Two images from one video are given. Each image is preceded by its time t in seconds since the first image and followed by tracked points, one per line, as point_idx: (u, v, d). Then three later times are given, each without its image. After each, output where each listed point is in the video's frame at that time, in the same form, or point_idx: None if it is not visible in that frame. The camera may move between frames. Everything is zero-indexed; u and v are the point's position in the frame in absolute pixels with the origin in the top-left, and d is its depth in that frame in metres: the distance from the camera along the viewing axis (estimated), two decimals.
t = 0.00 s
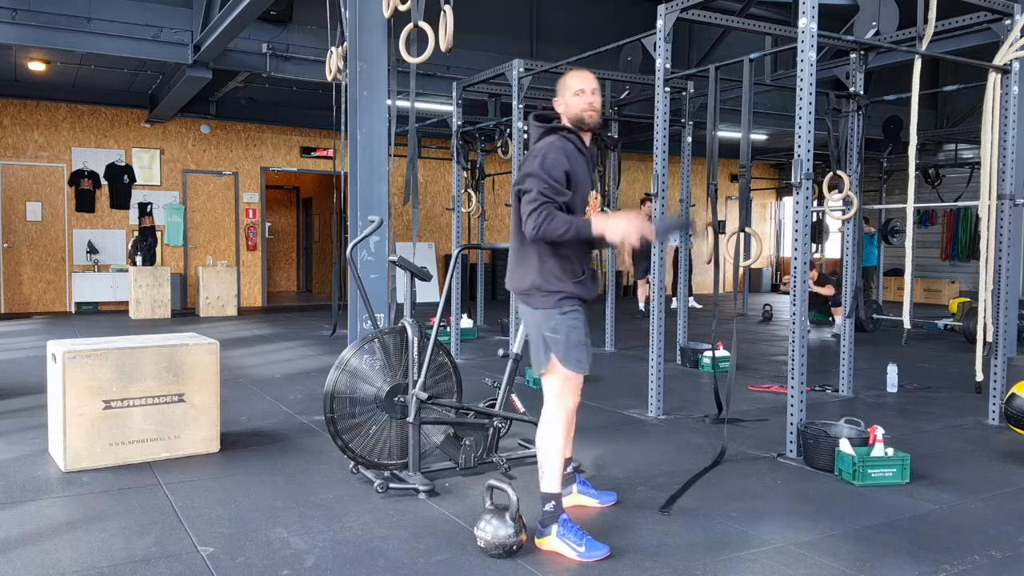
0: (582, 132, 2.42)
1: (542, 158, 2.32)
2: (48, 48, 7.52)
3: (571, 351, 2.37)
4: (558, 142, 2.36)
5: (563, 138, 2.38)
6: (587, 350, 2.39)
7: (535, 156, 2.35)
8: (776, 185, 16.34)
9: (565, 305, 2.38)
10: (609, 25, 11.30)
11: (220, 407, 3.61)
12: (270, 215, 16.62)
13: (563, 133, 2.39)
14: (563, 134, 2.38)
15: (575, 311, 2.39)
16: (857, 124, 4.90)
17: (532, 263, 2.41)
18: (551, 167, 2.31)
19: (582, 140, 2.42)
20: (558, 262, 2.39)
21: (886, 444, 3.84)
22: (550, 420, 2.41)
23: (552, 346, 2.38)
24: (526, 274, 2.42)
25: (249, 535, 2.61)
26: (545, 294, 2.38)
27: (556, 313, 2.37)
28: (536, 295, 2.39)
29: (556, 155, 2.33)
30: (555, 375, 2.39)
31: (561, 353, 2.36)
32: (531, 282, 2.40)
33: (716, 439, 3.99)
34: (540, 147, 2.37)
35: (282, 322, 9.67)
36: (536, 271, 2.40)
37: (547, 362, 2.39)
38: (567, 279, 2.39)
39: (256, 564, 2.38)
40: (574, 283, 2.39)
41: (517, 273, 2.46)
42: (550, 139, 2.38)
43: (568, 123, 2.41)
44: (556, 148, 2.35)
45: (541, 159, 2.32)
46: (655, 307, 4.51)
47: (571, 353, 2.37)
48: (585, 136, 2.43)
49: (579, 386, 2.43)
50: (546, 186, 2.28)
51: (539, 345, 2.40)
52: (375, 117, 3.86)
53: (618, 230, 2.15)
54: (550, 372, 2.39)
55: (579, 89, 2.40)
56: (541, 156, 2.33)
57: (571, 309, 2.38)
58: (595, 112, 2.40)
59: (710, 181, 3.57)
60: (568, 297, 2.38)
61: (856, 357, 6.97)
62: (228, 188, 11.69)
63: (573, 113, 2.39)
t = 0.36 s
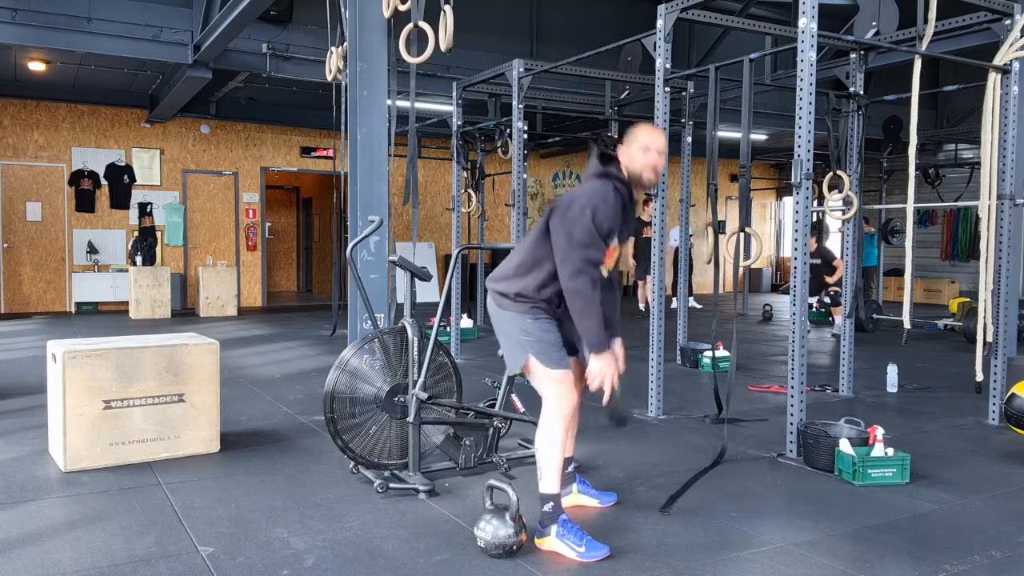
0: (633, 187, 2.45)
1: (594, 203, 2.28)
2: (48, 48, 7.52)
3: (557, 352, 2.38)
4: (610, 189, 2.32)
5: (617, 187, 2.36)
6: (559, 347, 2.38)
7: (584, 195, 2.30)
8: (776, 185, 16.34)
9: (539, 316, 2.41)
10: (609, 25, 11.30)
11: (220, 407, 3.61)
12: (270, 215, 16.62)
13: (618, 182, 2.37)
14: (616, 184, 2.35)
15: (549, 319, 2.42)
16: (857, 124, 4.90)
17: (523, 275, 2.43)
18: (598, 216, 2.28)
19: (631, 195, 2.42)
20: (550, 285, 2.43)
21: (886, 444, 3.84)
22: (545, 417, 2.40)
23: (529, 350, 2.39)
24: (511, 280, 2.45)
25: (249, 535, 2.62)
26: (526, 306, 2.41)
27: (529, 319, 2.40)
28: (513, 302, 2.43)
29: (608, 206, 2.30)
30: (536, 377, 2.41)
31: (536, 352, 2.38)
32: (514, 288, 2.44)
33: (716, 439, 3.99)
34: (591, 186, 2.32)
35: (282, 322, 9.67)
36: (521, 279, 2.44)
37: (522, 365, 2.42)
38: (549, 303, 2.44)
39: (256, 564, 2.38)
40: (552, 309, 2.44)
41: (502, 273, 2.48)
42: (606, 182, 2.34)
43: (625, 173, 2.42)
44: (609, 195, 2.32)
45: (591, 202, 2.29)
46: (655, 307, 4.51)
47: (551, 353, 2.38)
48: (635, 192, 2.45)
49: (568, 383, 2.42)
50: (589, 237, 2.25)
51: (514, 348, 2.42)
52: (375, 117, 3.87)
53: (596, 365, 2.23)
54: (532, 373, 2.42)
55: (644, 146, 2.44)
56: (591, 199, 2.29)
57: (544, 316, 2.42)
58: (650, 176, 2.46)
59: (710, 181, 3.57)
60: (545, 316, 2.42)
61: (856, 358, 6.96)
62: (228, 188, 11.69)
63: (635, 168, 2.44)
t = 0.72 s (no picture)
0: (653, 278, 2.42)
1: (618, 284, 2.32)
2: (48, 48, 7.52)
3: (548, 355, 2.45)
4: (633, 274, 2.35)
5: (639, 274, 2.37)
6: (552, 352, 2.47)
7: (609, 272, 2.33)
8: (776, 185, 16.34)
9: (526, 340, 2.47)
10: (609, 25, 11.30)
11: (220, 407, 3.61)
12: (270, 215, 16.62)
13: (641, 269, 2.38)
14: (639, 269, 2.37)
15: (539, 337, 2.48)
16: (857, 124, 4.90)
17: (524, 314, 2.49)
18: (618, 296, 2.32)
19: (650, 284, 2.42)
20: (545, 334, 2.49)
21: (886, 444, 3.84)
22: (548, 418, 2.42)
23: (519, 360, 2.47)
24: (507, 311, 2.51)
25: (248, 535, 2.61)
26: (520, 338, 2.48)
27: (516, 331, 2.48)
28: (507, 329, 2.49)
29: (626, 291, 2.33)
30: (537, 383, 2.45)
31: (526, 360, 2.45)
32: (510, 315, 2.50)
33: (716, 439, 3.99)
34: (616, 262, 2.35)
35: (282, 322, 9.66)
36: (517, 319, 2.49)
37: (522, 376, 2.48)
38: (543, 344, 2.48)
39: (256, 564, 2.38)
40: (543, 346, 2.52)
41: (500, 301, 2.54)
42: (632, 263, 2.36)
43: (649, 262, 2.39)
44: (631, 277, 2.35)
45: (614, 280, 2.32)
46: (655, 307, 4.51)
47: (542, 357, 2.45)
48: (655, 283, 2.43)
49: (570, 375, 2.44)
50: (608, 315, 2.30)
51: (507, 362, 2.51)
52: (375, 117, 3.87)
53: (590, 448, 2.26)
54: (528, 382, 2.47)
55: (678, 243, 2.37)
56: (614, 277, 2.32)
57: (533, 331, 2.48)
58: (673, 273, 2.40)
59: (710, 181, 3.57)
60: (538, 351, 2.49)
61: (856, 358, 6.96)
62: (228, 188, 11.69)
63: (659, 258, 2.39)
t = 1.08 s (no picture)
0: (651, 283, 2.44)
1: (619, 290, 2.32)
2: (48, 48, 7.52)
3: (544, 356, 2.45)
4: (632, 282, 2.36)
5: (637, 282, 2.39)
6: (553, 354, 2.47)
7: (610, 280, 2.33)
8: (776, 184, 16.34)
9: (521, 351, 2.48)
10: (609, 25, 11.30)
11: (220, 407, 3.61)
12: (270, 215, 16.62)
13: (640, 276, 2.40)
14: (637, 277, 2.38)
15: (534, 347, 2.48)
16: (857, 124, 4.90)
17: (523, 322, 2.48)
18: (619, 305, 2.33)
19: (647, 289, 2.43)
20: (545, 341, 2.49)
21: (886, 444, 3.84)
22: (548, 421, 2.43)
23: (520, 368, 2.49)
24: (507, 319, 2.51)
25: (248, 535, 2.61)
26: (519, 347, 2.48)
27: (515, 338, 2.49)
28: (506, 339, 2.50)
29: (627, 297, 2.33)
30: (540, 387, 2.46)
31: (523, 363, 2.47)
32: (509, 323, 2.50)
33: (716, 439, 3.99)
34: (616, 270, 2.35)
35: (282, 322, 9.66)
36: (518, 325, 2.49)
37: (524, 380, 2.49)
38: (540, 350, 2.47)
39: (256, 564, 2.38)
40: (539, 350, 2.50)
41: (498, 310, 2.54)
42: (630, 269, 2.38)
43: (646, 268, 2.41)
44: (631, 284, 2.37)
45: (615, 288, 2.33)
46: (655, 307, 4.51)
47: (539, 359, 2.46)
48: (653, 287, 2.46)
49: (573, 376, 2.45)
50: (610, 323, 2.30)
51: (508, 368, 2.52)
52: (375, 117, 3.87)
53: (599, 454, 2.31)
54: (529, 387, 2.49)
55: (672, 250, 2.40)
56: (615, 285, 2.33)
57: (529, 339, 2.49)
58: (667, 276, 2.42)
59: (710, 181, 3.57)
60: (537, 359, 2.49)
61: (856, 358, 6.96)
62: (228, 188, 11.69)
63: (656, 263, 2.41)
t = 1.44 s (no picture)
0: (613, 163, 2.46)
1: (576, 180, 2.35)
2: (47, 48, 7.52)
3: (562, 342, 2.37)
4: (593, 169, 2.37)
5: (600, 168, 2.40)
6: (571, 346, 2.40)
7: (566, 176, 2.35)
8: (776, 184, 16.34)
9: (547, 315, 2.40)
10: (609, 25, 11.30)
11: (220, 407, 3.61)
12: (270, 215, 16.62)
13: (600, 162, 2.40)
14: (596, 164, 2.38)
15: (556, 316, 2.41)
16: (857, 124, 4.90)
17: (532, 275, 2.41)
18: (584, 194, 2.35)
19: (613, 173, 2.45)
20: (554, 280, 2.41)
21: (886, 444, 3.84)
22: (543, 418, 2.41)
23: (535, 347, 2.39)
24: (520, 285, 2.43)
25: (248, 535, 2.61)
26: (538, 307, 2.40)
27: (535, 318, 2.39)
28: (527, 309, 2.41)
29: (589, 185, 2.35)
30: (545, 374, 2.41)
31: (541, 349, 2.38)
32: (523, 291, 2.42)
33: (716, 439, 3.99)
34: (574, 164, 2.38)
35: (282, 322, 9.66)
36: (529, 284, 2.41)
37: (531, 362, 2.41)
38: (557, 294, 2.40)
39: (257, 564, 2.38)
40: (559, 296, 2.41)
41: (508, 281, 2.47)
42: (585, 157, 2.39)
43: (603, 150, 2.43)
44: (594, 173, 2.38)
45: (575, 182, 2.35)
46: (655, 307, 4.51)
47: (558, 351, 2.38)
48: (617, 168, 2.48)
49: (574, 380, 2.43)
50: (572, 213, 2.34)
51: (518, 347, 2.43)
52: (375, 117, 3.87)
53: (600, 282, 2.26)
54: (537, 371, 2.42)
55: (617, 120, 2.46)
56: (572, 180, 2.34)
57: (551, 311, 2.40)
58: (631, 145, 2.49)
59: (710, 181, 3.57)
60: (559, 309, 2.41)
61: (856, 358, 6.96)
62: (228, 188, 11.69)
63: (608, 140, 2.43)
